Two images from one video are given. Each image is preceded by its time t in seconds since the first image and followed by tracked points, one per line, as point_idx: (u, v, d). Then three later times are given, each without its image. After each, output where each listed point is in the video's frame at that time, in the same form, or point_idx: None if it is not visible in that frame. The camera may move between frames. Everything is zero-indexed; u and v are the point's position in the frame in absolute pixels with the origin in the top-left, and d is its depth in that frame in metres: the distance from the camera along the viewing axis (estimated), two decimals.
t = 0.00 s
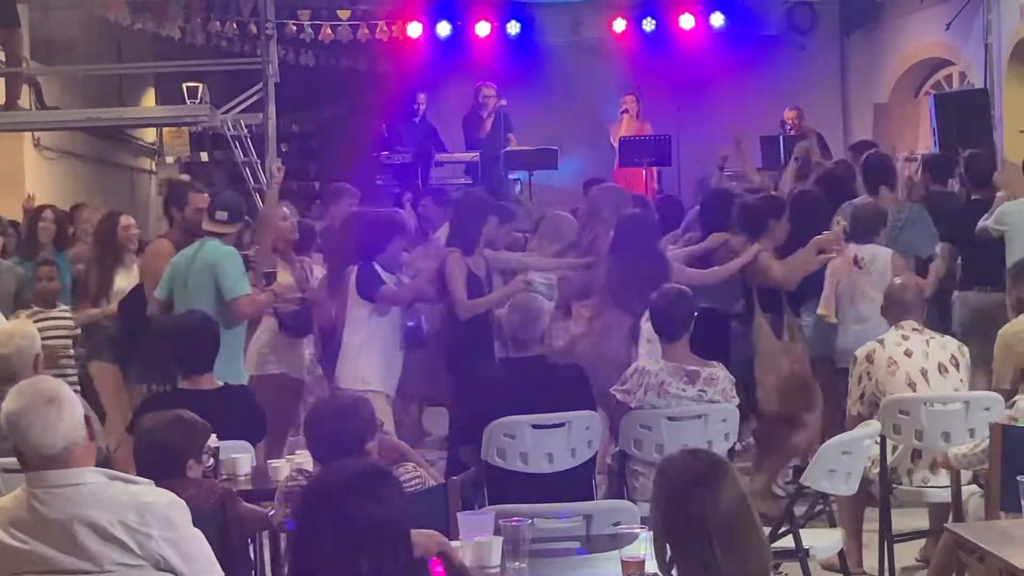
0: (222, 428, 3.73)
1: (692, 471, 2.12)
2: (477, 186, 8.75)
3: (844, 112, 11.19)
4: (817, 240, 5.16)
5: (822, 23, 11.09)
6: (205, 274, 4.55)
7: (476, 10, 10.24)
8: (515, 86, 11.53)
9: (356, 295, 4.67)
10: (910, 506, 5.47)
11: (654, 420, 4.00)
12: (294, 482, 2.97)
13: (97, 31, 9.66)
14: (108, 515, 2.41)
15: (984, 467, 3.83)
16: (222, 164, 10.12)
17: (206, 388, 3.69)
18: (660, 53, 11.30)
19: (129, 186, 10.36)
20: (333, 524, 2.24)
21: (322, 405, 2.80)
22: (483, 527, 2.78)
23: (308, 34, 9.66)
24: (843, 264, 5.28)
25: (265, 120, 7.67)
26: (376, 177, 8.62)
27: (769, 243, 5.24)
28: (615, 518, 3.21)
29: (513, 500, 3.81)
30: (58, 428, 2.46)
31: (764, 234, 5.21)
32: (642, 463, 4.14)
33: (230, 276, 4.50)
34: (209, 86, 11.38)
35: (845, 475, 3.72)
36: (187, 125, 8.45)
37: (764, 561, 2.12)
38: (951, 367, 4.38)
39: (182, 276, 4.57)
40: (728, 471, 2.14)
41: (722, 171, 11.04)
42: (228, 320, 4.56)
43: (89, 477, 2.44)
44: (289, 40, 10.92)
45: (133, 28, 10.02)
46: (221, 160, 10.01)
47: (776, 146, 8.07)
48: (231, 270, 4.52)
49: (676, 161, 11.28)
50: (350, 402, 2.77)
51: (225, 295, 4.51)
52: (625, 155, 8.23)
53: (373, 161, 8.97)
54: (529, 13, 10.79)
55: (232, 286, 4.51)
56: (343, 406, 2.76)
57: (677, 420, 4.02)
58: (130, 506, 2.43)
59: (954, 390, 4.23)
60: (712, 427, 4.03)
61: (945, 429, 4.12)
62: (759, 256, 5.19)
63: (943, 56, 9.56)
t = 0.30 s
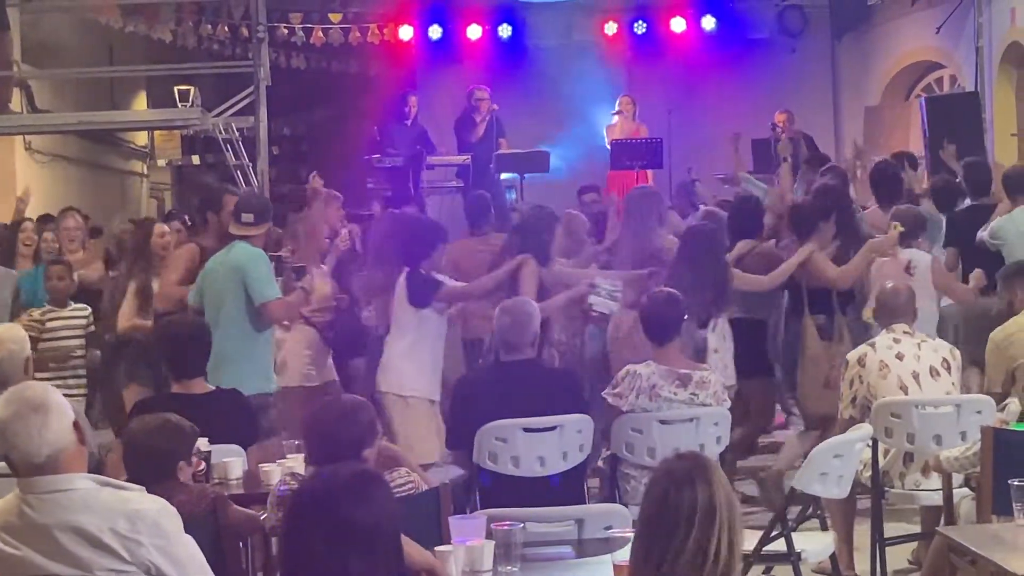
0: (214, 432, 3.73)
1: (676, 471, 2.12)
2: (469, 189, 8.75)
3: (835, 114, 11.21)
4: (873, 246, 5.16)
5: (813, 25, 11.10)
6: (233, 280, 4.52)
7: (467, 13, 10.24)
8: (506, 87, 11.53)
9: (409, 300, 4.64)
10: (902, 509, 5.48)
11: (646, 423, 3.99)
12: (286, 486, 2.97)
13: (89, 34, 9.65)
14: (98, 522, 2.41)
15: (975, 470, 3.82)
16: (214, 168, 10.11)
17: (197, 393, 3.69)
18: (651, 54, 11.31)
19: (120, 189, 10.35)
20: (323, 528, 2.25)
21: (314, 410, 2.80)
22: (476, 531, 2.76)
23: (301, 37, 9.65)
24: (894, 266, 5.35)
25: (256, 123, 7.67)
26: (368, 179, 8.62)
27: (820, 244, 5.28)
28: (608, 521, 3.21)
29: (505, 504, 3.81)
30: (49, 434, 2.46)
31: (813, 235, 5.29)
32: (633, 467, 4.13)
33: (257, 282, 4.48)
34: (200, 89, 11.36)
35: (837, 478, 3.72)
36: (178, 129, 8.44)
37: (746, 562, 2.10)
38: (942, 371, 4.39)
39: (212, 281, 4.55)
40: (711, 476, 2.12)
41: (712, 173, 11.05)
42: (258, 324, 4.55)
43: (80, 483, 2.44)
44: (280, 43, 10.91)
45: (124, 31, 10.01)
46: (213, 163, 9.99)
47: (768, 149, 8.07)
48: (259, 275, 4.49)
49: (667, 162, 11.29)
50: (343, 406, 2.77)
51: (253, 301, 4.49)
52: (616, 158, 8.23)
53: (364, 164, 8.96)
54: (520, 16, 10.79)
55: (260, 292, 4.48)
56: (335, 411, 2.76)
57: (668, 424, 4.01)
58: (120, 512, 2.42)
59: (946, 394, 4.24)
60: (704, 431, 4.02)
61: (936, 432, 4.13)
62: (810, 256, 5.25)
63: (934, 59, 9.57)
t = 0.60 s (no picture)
0: (203, 435, 3.72)
1: (667, 474, 2.12)
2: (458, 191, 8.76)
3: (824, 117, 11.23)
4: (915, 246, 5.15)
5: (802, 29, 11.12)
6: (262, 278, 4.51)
7: (455, 16, 10.24)
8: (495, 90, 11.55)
9: (484, 294, 4.73)
10: (890, 512, 5.47)
11: (634, 425, 3.99)
12: (273, 489, 2.96)
13: (77, 36, 9.64)
14: (87, 525, 2.40)
15: (963, 472, 3.82)
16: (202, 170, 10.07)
17: (186, 396, 3.69)
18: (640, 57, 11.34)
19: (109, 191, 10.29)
20: (309, 529, 2.25)
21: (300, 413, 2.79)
22: (464, 533, 2.76)
23: (290, 40, 9.65)
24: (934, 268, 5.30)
25: (245, 125, 7.65)
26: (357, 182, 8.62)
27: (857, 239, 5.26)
28: (595, 524, 3.22)
29: (494, 507, 3.81)
30: (39, 436, 2.46)
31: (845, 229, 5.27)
32: (622, 469, 4.14)
33: (286, 278, 4.46)
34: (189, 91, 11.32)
35: (825, 481, 3.73)
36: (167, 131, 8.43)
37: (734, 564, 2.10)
38: (930, 372, 4.40)
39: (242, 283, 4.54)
40: (701, 478, 2.12)
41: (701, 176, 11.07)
42: (289, 323, 4.53)
43: (69, 485, 2.44)
44: (269, 45, 10.90)
45: (112, 33, 10.00)
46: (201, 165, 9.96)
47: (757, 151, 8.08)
48: (286, 272, 4.47)
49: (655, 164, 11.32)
50: (328, 408, 2.77)
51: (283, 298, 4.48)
52: (605, 160, 8.25)
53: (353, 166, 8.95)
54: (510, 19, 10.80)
55: (290, 288, 4.47)
56: (320, 414, 2.75)
57: (657, 427, 4.00)
58: (109, 516, 2.41)
59: (934, 395, 4.25)
60: (692, 432, 4.01)
61: (925, 434, 4.13)
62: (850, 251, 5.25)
63: (922, 62, 9.59)
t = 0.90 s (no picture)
0: (188, 438, 3.72)
1: (653, 475, 2.12)
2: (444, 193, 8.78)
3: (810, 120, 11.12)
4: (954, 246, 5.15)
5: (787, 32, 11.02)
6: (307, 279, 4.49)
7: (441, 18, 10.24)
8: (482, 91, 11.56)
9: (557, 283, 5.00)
10: (877, 513, 5.48)
11: (620, 426, 3.99)
12: (258, 490, 2.96)
13: (62, 38, 9.62)
14: (73, 530, 2.40)
15: (948, 472, 3.80)
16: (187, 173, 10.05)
17: (171, 398, 3.70)
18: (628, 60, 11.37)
19: (96, 194, 10.22)
20: (293, 530, 2.25)
21: (285, 414, 2.79)
22: (450, 535, 2.75)
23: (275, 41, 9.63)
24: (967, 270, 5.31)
25: (231, 127, 7.64)
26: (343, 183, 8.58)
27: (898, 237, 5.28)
28: (582, 525, 3.21)
29: (482, 509, 3.81)
30: (24, 438, 2.46)
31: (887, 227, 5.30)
32: (609, 470, 4.12)
33: (333, 282, 4.46)
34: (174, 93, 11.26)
35: (811, 482, 3.73)
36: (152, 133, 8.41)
37: (720, 563, 2.10)
38: (916, 372, 4.40)
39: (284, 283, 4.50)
40: (688, 478, 2.12)
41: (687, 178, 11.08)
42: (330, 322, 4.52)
43: (56, 490, 2.43)
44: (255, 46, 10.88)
45: (98, 35, 9.97)
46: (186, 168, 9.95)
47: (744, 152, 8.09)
48: (333, 275, 4.46)
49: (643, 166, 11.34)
50: (311, 409, 2.77)
51: (330, 299, 4.47)
52: (592, 161, 8.24)
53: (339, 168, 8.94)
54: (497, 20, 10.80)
55: (338, 289, 4.47)
56: (305, 414, 2.76)
57: (643, 428, 4.00)
58: (96, 520, 2.41)
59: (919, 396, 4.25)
60: (678, 433, 4.01)
61: (910, 434, 4.14)
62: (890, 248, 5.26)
63: (909, 63, 9.58)
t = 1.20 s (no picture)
0: (173, 438, 3.71)
1: (639, 475, 2.12)
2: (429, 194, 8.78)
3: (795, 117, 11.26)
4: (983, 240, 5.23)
5: (772, 31, 11.13)
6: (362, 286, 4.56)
7: (427, 18, 10.24)
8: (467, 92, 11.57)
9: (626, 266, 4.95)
10: (862, 513, 5.49)
11: (606, 426, 3.99)
12: (243, 491, 2.96)
13: (46, 39, 9.59)
14: (59, 532, 2.39)
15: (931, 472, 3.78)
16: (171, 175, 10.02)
17: (157, 398, 3.69)
18: (613, 60, 11.40)
19: (80, 194, 10.19)
20: (280, 530, 2.24)
21: (270, 414, 2.79)
22: (436, 535, 2.75)
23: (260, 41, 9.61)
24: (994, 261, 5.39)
25: (217, 127, 7.63)
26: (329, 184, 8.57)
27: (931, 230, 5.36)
28: (568, 525, 3.22)
29: (468, 508, 3.80)
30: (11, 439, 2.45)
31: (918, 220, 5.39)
32: (594, 469, 4.13)
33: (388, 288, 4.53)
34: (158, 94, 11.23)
35: (797, 481, 3.73)
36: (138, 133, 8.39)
37: (707, 564, 2.10)
38: (901, 372, 4.41)
39: (338, 291, 4.55)
40: (675, 478, 2.12)
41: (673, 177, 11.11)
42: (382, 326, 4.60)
43: (42, 491, 2.43)
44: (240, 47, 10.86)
45: (83, 35, 9.95)
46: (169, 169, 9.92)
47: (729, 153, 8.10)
48: (386, 284, 4.53)
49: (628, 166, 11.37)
50: (297, 410, 2.77)
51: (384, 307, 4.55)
52: (577, 162, 8.24)
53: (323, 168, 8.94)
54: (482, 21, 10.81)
55: (391, 297, 4.54)
56: (290, 414, 2.75)
57: (629, 428, 4.00)
58: (82, 523, 2.40)
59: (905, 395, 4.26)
60: (664, 433, 4.01)
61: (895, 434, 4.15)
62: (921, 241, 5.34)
63: (894, 63, 9.59)
